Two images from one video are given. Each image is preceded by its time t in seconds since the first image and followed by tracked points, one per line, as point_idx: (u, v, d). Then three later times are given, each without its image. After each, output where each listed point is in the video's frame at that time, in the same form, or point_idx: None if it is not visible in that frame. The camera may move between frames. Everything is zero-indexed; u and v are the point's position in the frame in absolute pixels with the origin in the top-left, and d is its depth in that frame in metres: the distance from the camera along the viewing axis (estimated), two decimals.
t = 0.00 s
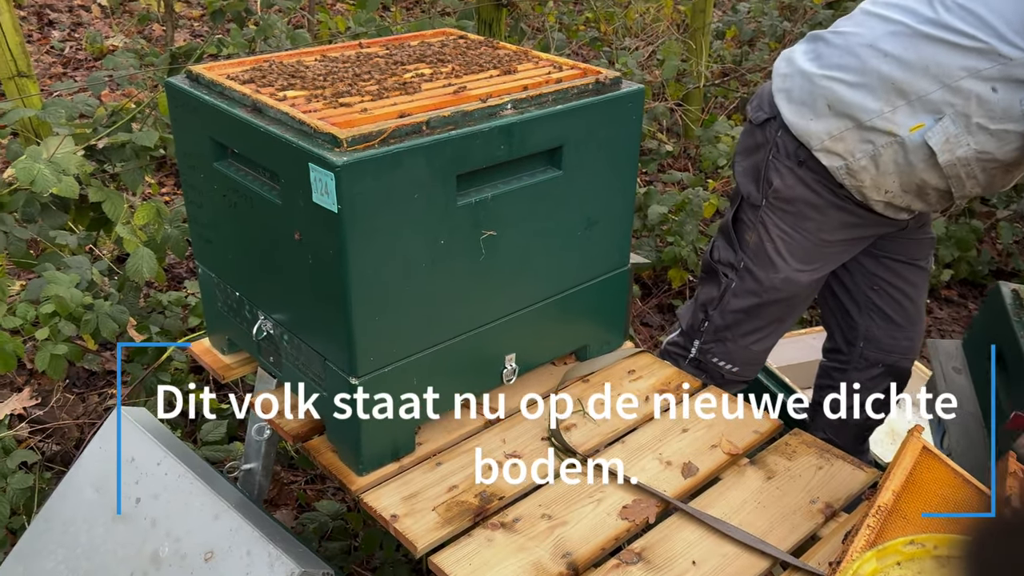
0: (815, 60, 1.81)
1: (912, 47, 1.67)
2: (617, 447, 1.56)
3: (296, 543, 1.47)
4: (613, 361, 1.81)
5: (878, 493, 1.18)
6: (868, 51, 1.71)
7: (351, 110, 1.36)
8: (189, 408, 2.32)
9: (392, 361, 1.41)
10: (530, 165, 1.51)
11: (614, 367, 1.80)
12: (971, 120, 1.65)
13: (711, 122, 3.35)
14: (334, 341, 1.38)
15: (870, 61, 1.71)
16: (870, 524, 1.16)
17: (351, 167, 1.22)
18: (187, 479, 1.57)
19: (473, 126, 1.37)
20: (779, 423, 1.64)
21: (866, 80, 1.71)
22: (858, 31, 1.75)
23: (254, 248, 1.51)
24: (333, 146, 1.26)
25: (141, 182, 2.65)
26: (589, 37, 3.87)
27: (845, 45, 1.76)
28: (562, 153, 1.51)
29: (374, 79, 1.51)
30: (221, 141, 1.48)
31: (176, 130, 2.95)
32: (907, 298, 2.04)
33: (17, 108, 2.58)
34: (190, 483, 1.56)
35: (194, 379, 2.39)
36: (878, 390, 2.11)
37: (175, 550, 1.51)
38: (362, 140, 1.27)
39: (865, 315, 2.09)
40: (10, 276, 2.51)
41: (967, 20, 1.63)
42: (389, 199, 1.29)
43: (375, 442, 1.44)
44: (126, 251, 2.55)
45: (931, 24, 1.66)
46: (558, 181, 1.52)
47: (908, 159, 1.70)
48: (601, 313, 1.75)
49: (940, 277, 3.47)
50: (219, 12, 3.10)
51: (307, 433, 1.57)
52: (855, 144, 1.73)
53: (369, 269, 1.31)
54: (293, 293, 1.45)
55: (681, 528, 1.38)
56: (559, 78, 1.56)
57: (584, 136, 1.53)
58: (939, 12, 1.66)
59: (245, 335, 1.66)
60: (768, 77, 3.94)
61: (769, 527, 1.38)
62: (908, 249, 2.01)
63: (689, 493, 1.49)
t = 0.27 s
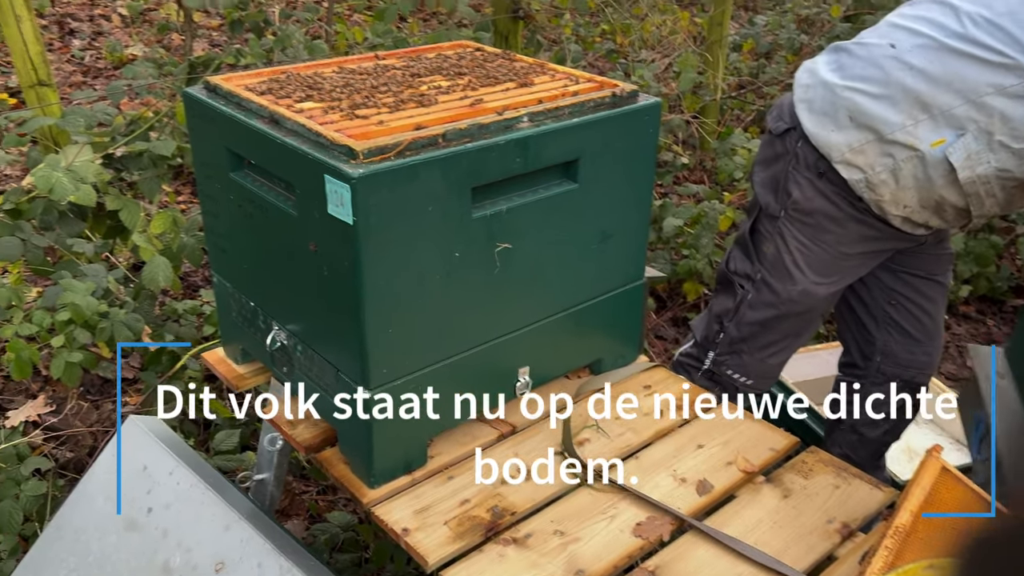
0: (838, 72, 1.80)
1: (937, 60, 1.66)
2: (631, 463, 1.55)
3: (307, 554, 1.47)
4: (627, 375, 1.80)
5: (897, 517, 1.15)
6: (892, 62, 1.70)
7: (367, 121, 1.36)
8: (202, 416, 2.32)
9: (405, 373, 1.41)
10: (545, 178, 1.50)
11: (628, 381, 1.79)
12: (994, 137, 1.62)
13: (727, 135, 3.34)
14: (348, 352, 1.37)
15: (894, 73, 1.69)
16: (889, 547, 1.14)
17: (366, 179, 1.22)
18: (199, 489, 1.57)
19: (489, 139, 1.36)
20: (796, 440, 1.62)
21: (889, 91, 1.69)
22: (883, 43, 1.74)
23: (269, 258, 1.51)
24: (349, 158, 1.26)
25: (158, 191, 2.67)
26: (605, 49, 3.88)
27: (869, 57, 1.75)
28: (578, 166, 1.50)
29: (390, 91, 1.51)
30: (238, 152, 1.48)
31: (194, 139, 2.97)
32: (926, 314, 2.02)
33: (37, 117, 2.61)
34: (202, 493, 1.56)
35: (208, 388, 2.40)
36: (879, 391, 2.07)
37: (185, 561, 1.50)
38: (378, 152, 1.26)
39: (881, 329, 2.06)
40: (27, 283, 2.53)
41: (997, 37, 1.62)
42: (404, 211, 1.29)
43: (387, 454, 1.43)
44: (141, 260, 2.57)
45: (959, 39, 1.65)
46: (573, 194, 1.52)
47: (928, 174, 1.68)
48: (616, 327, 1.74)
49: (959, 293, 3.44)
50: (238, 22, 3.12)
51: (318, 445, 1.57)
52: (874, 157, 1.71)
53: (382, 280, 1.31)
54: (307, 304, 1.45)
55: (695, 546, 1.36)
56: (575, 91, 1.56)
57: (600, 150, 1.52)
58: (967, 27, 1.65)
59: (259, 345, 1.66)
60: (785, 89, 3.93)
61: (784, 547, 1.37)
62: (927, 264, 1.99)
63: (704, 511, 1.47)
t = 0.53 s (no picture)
0: (867, 94, 1.79)
1: (970, 87, 1.65)
2: (654, 488, 1.53)
3: None
4: (648, 398, 1.79)
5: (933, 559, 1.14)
6: (924, 87, 1.70)
7: (393, 143, 1.37)
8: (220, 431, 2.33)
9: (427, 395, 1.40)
10: (569, 200, 1.50)
11: (650, 404, 1.78)
12: None
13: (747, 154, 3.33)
14: (371, 374, 1.37)
15: (926, 97, 1.69)
16: None
17: (393, 201, 1.22)
18: (219, 507, 1.57)
19: (515, 161, 1.36)
20: (822, 466, 1.60)
21: (920, 116, 1.69)
22: (915, 67, 1.74)
23: (293, 277, 1.51)
24: (375, 180, 1.26)
25: (181, 207, 2.70)
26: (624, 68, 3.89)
27: (900, 81, 1.74)
28: (602, 188, 1.50)
29: (416, 112, 1.52)
30: (264, 172, 1.49)
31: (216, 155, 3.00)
32: (948, 338, 2.00)
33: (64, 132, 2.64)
34: (223, 511, 1.56)
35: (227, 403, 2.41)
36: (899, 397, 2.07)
37: None
38: (405, 174, 1.27)
39: (904, 352, 2.04)
40: (50, 297, 2.55)
41: None
42: (429, 233, 1.29)
43: (408, 476, 1.43)
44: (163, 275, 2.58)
45: (993, 66, 1.64)
46: (597, 217, 1.51)
47: (956, 201, 1.67)
48: (637, 349, 1.73)
49: (981, 315, 3.40)
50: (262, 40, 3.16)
51: (339, 464, 1.57)
52: (902, 182, 1.71)
53: (406, 302, 1.31)
54: (330, 324, 1.45)
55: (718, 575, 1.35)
56: (600, 114, 1.56)
57: (624, 172, 1.52)
58: (1002, 54, 1.64)
59: (281, 363, 1.66)
60: (805, 109, 3.92)
61: None
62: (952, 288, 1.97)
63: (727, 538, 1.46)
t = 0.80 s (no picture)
0: (899, 126, 1.78)
1: (1004, 113, 1.63)
2: (682, 521, 1.52)
3: None
4: (674, 428, 1.77)
5: None
6: (957, 116, 1.67)
7: (424, 171, 1.37)
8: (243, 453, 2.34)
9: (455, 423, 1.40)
10: (599, 228, 1.49)
11: (676, 433, 1.76)
12: None
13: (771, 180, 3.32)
14: (399, 402, 1.37)
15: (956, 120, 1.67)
16: None
17: (424, 230, 1.22)
18: (243, 532, 1.55)
19: (545, 189, 1.36)
20: (851, 501, 1.58)
21: (953, 145, 1.66)
22: (946, 97, 1.72)
23: (322, 303, 1.52)
24: (407, 208, 1.26)
25: (207, 229, 2.72)
26: (647, 92, 3.90)
27: (932, 111, 1.73)
28: (632, 217, 1.49)
29: (446, 140, 1.53)
30: (295, 198, 1.50)
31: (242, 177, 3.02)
32: (979, 370, 1.98)
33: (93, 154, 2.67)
34: (247, 536, 1.54)
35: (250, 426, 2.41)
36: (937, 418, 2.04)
37: None
38: (436, 203, 1.27)
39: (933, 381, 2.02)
40: (76, 316, 2.57)
41: None
42: (460, 262, 1.29)
43: (433, 506, 1.41)
44: (188, 296, 2.60)
45: None
46: (626, 245, 1.51)
47: (994, 229, 1.63)
48: (665, 378, 1.71)
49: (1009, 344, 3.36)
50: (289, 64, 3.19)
51: (363, 491, 1.56)
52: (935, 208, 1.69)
53: (436, 331, 1.30)
54: (359, 351, 1.45)
55: None
56: (629, 142, 1.55)
57: (654, 201, 1.51)
58: None
59: (308, 388, 1.66)
60: (828, 134, 3.90)
61: None
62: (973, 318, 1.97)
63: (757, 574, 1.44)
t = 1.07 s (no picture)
0: (896, 142, 1.78)
1: (995, 123, 1.61)
2: (692, 538, 1.50)
3: None
4: (685, 444, 1.76)
5: None
6: (951, 129, 1.67)
7: (435, 184, 1.37)
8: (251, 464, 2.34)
9: (463, 437, 1.39)
10: (610, 242, 1.49)
11: (687, 450, 1.75)
12: None
13: (783, 195, 3.31)
14: (408, 415, 1.36)
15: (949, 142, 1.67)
16: None
17: (435, 243, 1.21)
18: (251, 545, 1.54)
19: (556, 203, 1.35)
20: (864, 520, 1.57)
21: (947, 158, 1.65)
22: (942, 111, 1.72)
23: (332, 314, 1.51)
24: (418, 222, 1.26)
25: (219, 239, 2.73)
26: (659, 106, 3.90)
27: (928, 125, 1.72)
28: (643, 231, 1.48)
29: (457, 153, 1.53)
30: (306, 210, 1.50)
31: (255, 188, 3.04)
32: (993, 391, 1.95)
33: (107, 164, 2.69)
34: (254, 549, 1.53)
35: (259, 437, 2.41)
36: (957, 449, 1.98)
37: None
38: (447, 216, 1.26)
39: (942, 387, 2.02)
40: (88, 325, 2.58)
41: None
42: (470, 275, 1.28)
43: (441, 520, 1.40)
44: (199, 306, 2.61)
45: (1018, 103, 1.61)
46: (637, 259, 1.50)
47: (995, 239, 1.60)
48: (675, 394, 1.70)
49: None
50: (302, 76, 3.21)
51: (372, 504, 1.56)
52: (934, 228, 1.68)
53: (446, 344, 1.29)
54: (368, 363, 1.45)
55: None
56: (641, 156, 1.55)
57: (665, 215, 1.50)
58: None
59: (317, 400, 1.66)
60: (841, 149, 3.89)
61: None
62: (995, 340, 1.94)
63: None
